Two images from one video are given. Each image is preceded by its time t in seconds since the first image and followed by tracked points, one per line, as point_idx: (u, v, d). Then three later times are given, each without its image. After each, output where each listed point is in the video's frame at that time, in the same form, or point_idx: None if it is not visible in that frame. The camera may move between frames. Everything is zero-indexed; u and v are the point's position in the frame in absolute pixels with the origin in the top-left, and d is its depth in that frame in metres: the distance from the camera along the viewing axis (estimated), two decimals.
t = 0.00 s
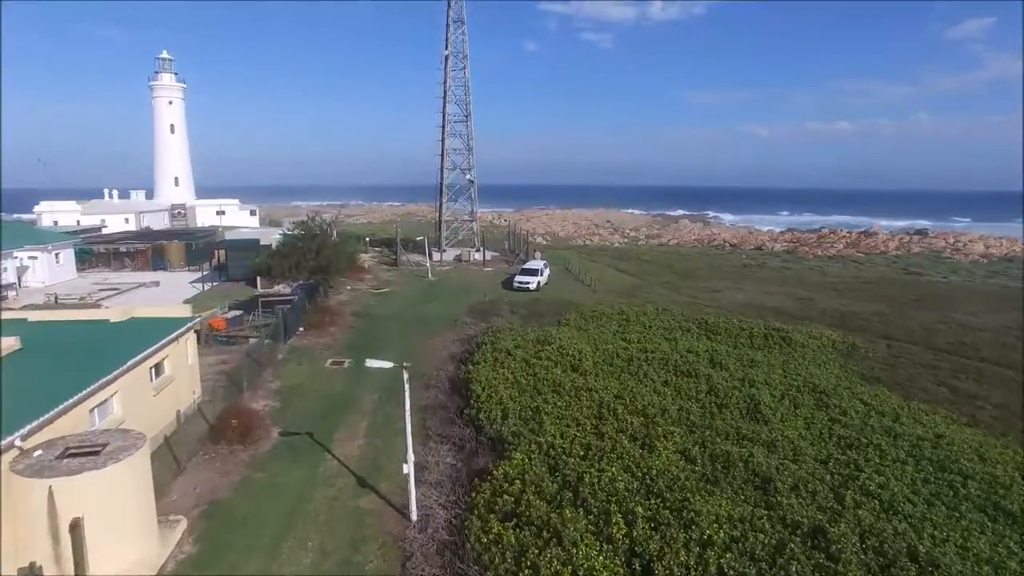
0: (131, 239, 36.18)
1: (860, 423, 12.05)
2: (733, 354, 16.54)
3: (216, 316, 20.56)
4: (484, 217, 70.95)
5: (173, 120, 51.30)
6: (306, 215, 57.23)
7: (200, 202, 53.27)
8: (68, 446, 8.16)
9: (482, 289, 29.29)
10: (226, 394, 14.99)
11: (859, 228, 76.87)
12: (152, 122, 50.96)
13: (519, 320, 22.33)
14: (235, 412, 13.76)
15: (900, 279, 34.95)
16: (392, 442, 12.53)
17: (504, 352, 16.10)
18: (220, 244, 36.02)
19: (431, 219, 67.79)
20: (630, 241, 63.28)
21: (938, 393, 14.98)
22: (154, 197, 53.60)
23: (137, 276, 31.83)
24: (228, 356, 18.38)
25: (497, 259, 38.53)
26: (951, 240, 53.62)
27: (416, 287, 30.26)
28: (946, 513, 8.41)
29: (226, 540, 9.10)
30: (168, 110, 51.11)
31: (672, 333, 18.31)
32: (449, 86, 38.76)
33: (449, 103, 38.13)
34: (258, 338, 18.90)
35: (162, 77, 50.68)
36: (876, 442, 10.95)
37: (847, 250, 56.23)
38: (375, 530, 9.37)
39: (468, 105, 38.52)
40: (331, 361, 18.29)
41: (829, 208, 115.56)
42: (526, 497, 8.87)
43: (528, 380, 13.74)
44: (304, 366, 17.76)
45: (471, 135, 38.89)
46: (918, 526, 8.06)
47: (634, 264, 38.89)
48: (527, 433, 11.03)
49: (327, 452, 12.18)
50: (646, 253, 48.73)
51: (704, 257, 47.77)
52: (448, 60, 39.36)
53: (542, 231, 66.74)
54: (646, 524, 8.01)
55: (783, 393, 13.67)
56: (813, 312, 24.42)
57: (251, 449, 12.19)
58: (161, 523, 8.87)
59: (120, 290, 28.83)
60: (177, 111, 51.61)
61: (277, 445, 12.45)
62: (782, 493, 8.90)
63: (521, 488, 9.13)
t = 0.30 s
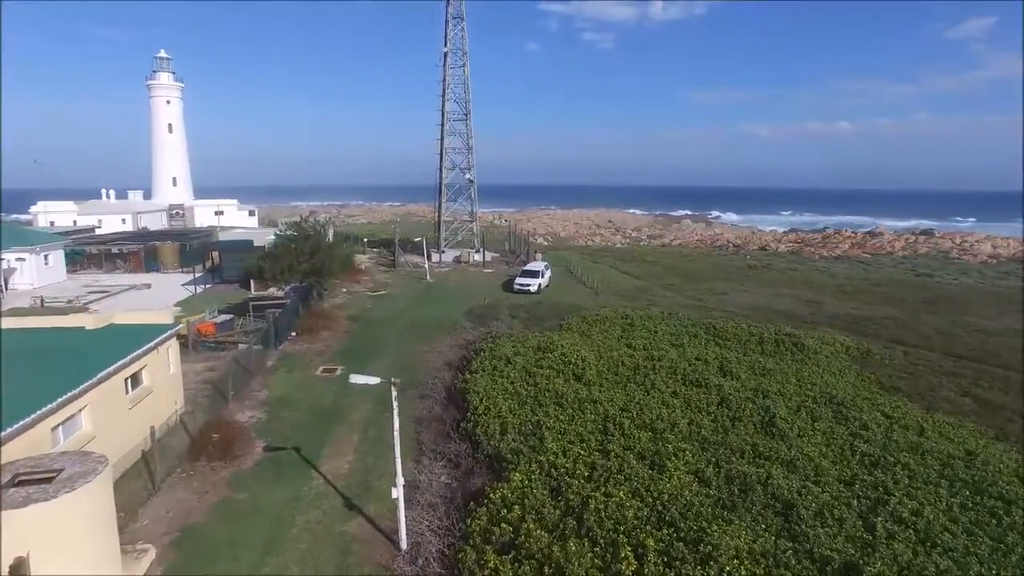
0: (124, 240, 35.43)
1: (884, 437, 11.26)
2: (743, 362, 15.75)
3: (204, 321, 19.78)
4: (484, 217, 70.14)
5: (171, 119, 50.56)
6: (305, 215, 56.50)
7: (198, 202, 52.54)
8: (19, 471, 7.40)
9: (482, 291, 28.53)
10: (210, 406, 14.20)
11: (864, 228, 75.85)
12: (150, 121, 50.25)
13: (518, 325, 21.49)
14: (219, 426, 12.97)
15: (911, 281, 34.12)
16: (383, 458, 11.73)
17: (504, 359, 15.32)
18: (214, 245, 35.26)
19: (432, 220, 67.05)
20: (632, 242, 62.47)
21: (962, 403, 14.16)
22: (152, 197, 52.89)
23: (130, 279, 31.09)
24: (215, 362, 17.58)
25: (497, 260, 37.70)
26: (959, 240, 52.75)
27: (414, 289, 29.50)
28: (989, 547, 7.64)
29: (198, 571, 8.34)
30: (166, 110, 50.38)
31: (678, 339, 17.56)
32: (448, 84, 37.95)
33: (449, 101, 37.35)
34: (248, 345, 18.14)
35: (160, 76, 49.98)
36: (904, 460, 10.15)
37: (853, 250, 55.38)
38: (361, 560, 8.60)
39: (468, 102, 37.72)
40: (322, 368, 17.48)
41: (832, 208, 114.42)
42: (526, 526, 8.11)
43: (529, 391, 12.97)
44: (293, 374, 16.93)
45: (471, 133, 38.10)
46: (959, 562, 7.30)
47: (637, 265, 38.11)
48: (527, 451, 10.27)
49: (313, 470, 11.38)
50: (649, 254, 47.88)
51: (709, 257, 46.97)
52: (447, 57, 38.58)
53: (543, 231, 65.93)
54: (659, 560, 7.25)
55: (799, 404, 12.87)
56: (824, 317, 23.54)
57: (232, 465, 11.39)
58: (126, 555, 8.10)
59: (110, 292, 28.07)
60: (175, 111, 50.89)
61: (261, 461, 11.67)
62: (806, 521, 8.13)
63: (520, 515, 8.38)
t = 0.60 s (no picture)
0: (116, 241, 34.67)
1: (909, 453, 10.48)
2: (754, 370, 15.03)
3: (190, 325, 19.04)
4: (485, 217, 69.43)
5: (169, 119, 49.84)
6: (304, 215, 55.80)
7: (196, 202, 51.84)
8: None
9: (481, 293, 27.82)
10: (193, 416, 13.50)
11: (868, 228, 74.94)
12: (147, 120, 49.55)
13: (518, 329, 20.77)
14: (200, 439, 12.26)
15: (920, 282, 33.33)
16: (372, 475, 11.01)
17: (502, 367, 14.59)
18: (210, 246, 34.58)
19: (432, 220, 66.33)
20: (634, 242, 61.75)
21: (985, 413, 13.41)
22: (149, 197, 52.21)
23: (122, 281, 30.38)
24: (201, 369, 16.87)
25: (497, 261, 36.98)
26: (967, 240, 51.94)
27: (412, 291, 28.79)
28: None
29: None
30: (163, 109, 49.65)
31: (685, 346, 16.83)
32: (447, 82, 37.23)
33: (447, 99, 36.63)
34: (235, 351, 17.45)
35: (158, 75, 49.25)
36: (933, 480, 9.38)
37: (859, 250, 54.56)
38: None
39: (467, 100, 36.97)
40: (312, 375, 16.78)
41: (835, 208, 113.45)
42: (522, 559, 7.40)
43: (528, 403, 12.25)
44: (282, 382, 16.22)
45: (470, 132, 37.37)
46: None
47: (640, 266, 37.37)
48: (525, 471, 9.55)
49: (296, 487, 10.68)
50: (652, 254, 47.13)
51: (713, 257, 46.22)
52: (446, 54, 37.84)
53: (544, 231, 65.19)
54: None
55: (815, 416, 12.11)
56: (833, 320, 22.79)
57: (211, 482, 10.68)
58: None
59: (101, 294, 27.37)
60: (173, 110, 50.18)
61: (242, 478, 10.95)
62: (831, 553, 7.39)
63: (516, 546, 7.67)
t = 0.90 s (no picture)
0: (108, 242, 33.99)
1: (935, 470, 9.71)
2: (763, 378, 14.32)
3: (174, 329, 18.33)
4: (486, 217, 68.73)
5: (166, 118, 49.14)
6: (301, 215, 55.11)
7: (195, 202, 51.17)
8: None
9: (479, 295, 27.16)
10: (172, 428, 12.83)
11: (873, 227, 74.09)
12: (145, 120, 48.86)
13: (517, 334, 20.06)
14: (178, 453, 11.59)
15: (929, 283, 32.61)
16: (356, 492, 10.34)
17: (497, 374, 13.88)
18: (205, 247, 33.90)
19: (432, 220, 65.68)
20: (636, 242, 61.03)
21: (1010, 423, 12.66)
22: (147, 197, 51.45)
23: (113, 283, 29.70)
24: (186, 375, 16.19)
25: (497, 262, 36.26)
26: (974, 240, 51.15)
27: (409, 293, 28.11)
28: None
29: None
30: (161, 109, 48.94)
31: (691, 353, 16.14)
32: (445, 80, 36.53)
33: (446, 97, 35.91)
34: (222, 356, 16.87)
35: (155, 74, 48.57)
36: (964, 502, 8.62)
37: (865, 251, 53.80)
38: None
39: (466, 98, 36.30)
40: (301, 382, 16.10)
41: (838, 208, 112.56)
42: None
43: (524, 415, 11.54)
44: (269, 389, 15.54)
45: (469, 131, 36.70)
46: None
47: (642, 267, 36.68)
48: (521, 492, 8.85)
49: (275, 507, 10.01)
50: (654, 255, 46.44)
51: (716, 258, 45.48)
52: (445, 51, 37.16)
53: (546, 231, 64.43)
54: None
55: (830, 429, 11.35)
56: (842, 324, 22.05)
57: (185, 500, 10.01)
58: None
59: (91, 296, 26.66)
60: (171, 109, 49.48)
61: (218, 497, 10.26)
62: None
63: None
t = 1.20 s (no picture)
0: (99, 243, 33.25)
1: (965, 492, 8.96)
2: (772, 386, 13.61)
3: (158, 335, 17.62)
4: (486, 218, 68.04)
5: (164, 118, 48.51)
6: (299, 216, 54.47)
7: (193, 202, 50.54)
8: None
9: (477, 297, 26.47)
10: (148, 441, 12.08)
11: (877, 227, 73.27)
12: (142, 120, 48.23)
13: (514, 339, 19.32)
14: (152, 469, 10.83)
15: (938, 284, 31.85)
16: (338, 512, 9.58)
17: (492, 384, 13.18)
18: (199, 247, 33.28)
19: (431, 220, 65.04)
20: (638, 243, 60.28)
21: None
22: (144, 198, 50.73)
23: (104, 286, 29.02)
24: (168, 383, 15.44)
25: (496, 264, 35.52)
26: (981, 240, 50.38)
27: (405, 295, 27.43)
28: None
29: None
30: (159, 108, 48.33)
31: (695, 360, 15.44)
32: (443, 77, 35.83)
33: (443, 95, 35.20)
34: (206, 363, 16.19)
35: (153, 73, 47.96)
36: (999, 530, 7.88)
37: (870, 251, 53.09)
38: None
39: (464, 96, 35.61)
40: (287, 391, 15.37)
41: (840, 207, 111.75)
42: None
43: (520, 430, 10.85)
44: (253, 399, 14.80)
45: (467, 129, 36.00)
46: None
47: (644, 268, 35.98)
48: (514, 518, 8.16)
49: (250, 531, 9.29)
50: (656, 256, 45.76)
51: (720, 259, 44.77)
52: (442, 48, 36.49)
53: (546, 232, 63.69)
54: None
55: (847, 444, 10.61)
56: (852, 328, 21.31)
57: (154, 523, 9.27)
58: None
59: (79, 298, 25.90)
60: (169, 109, 48.86)
61: (189, 519, 9.54)
62: None
63: None
